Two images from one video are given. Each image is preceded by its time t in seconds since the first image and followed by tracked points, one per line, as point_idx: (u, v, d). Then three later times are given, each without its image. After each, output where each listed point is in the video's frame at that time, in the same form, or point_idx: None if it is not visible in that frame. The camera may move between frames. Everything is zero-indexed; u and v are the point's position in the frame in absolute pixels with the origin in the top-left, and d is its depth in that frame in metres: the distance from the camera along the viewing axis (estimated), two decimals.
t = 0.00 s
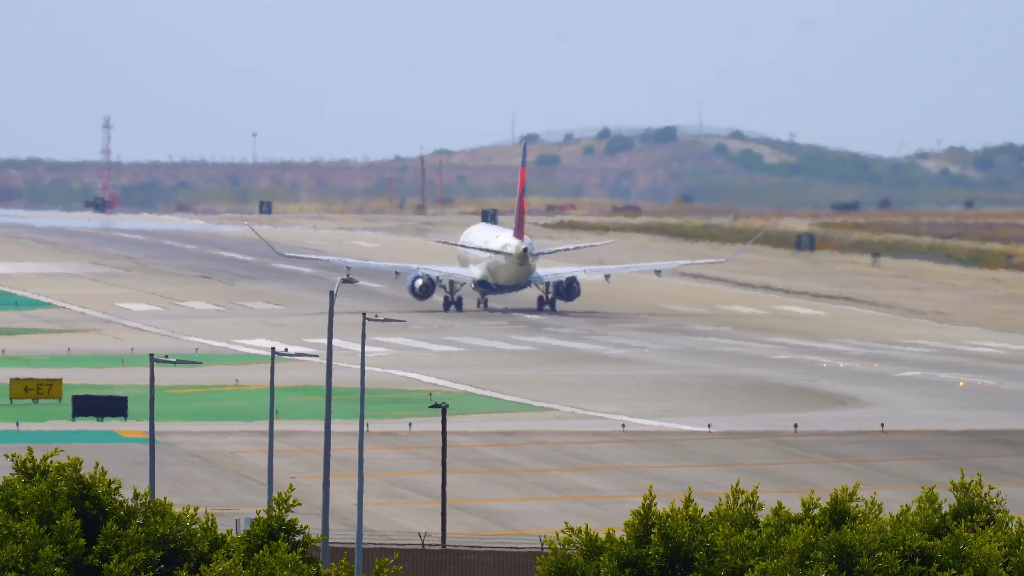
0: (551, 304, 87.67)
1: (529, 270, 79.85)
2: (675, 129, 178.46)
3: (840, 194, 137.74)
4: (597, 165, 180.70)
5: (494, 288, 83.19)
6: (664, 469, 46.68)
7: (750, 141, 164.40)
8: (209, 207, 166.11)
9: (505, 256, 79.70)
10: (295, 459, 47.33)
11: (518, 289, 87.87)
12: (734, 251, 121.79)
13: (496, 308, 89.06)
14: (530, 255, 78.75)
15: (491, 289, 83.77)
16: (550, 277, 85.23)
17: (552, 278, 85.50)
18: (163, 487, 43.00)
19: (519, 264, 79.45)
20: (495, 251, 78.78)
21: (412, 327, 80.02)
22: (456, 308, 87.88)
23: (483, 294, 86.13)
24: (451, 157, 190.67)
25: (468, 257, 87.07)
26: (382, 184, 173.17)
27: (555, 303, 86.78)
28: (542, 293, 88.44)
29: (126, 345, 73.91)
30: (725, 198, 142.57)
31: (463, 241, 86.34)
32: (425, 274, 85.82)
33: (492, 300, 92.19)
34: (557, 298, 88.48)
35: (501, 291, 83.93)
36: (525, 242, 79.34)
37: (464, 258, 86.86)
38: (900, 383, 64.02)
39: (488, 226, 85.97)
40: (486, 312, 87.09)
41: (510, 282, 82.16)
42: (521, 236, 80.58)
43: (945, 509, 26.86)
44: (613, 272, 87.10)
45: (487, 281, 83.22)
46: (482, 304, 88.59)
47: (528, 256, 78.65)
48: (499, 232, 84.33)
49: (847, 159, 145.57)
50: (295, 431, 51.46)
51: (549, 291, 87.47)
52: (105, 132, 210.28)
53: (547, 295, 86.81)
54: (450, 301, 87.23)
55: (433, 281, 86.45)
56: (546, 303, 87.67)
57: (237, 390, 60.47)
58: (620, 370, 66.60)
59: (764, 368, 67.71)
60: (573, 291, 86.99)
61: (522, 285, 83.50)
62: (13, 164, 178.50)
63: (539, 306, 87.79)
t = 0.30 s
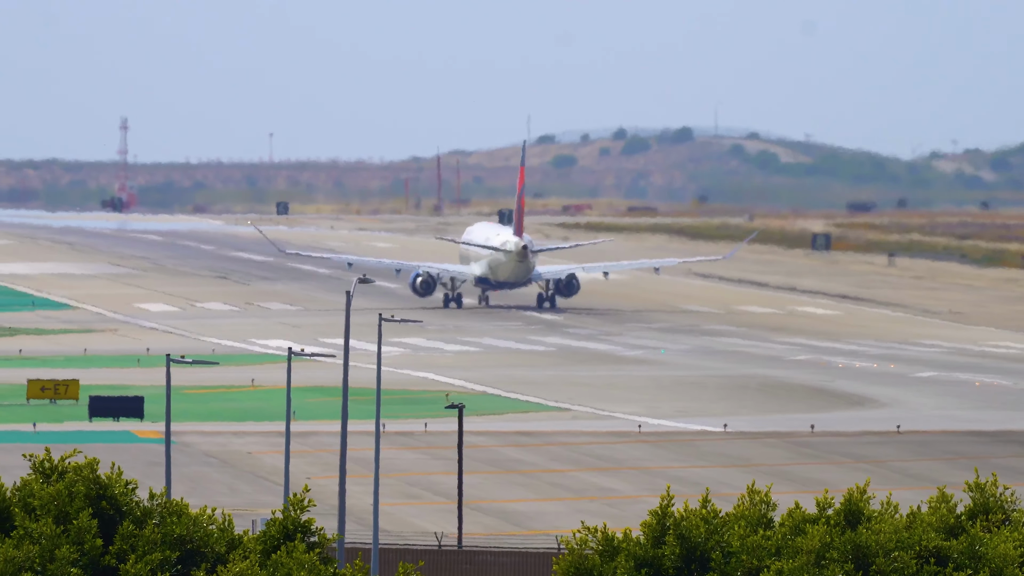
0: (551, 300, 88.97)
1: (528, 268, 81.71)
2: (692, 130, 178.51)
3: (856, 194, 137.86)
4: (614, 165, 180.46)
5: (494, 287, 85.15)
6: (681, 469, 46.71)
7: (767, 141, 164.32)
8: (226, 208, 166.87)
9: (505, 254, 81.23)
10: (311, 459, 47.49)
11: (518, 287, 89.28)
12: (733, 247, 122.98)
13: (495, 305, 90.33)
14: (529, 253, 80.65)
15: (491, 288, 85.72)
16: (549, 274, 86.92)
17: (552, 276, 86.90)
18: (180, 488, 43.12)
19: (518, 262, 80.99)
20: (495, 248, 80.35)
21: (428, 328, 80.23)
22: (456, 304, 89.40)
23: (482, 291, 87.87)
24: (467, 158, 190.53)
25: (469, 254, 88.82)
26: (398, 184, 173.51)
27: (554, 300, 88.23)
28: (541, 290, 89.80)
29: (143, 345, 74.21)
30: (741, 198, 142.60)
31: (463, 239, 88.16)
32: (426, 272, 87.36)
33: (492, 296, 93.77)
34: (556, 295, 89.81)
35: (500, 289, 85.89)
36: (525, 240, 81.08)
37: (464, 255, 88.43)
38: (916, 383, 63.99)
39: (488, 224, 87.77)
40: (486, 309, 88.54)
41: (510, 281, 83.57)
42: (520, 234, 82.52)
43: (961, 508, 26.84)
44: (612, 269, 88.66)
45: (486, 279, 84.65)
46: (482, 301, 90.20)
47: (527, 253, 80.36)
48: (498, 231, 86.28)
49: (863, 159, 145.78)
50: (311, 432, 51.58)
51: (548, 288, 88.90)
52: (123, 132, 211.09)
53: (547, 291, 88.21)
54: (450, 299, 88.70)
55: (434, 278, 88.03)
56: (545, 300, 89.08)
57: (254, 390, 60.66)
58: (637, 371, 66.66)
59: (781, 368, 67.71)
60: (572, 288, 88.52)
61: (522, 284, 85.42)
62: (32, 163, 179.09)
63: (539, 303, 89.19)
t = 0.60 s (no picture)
0: (550, 298, 90.27)
1: (528, 265, 83.04)
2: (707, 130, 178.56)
3: (871, 195, 137.94)
4: (630, 166, 180.36)
5: (492, 285, 86.28)
6: (696, 470, 46.74)
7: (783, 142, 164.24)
8: (242, 208, 167.47)
9: (505, 251, 82.54)
10: (327, 459, 47.64)
11: (519, 285, 90.58)
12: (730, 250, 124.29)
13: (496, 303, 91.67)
14: (528, 250, 82.09)
15: (490, 285, 86.91)
16: (549, 272, 88.06)
17: (551, 274, 88.20)
18: (196, 489, 43.25)
19: (518, 259, 82.31)
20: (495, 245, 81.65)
21: (443, 328, 80.34)
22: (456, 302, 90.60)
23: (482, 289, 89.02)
24: (482, 158, 190.52)
25: (470, 251, 90.10)
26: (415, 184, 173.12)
27: (554, 298, 89.47)
28: (541, 288, 91.07)
29: (159, 346, 74.45)
30: (757, 198, 142.58)
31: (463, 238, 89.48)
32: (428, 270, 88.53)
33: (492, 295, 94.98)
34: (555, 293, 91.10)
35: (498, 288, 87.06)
36: (524, 238, 82.43)
37: (464, 253, 89.69)
38: (932, 383, 63.95)
39: (488, 222, 89.09)
40: (487, 308, 89.92)
41: (508, 278, 84.85)
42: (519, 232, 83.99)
43: (975, 509, 26.85)
44: (609, 267, 89.94)
45: (485, 277, 85.83)
46: (482, 299, 91.35)
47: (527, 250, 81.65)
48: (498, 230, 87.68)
49: (879, 160, 145.94)
50: (327, 433, 51.72)
51: (548, 285, 90.08)
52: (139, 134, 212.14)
53: (546, 289, 89.45)
54: (451, 296, 89.86)
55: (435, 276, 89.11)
56: (545, 298, 90.35)
57: (269, 391, 60.84)
58: (653, 371, 66.69)
59: (797, 369, 67.68)
60: (571, 286, 89.77)
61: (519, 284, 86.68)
62: (49, 164, 180.03)
63: (539, 301, 90.50)
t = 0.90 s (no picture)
0: (547, 297, 91.37)
1: (524, 264, 83.22)
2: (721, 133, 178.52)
3: (885, 198, 138.07)
4: (643, 168, 180.07)
5: (491, 283, 86.58)
6: (710, 472, 46.68)
7: (797, 144, 164.13)
8: (254, 210, 167.46)
9: (501, 251, 82.80)
10: (340, 462, 47.68)
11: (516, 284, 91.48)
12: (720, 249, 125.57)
13: (493, 302, 92.71)
14: (525, 250, 82.19)
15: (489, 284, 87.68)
16: (546, 271, 89.05)
17: (548, 273, 89.24)
18: (209, 490, 43.29)
19: (514, 258, 82.54)
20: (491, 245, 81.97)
21: (456, 330, 80.24)
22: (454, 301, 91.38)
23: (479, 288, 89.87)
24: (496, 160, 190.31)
25: (468, 250, 90.92)
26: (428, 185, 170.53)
27: (551, 297, 90.46)
28: (538, 287, 92.13)
29: (172, 348, 74.53)
30: (771, 200, 142.47)
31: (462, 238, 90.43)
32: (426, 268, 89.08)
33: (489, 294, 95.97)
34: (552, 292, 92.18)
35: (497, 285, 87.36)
36: (521, 237, 82.56)
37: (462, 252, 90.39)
38: (947, 386, 63.78)
39: (486, 222, 90.00)
40: (485, 306, 90.82)
41: (506, 277, 85.24)
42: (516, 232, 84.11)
43: (988, 511, 26.80)
44: (605, 266, 91.08)
45: (483, 276, 86.39)
46: (480, 297, 92.27)
47: (523, 250, 81.81)
48: (497, 229, 88.16)
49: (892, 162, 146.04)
50: (341, 435, 51.74)
51: (545, 284, 91.10)
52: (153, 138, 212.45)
53: (544, 288, 90.48)
54: (448, 295, 90.60)
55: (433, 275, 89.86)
56: (542, 296, 91.40)
57: (283, 393, 60.92)
58: (666, 374, 66.56)
59: (811, 371, 67.54)
60: (568, 285, 90.83)
61: (517, 281, 86.95)
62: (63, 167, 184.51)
63: (536, 300, 91.52)
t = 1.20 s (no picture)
0: (543, 297, 92.77)
1: (520, 264, 84.30)
2: (734, 136, 178.56)
3: (897, 201, 138.26)
4: (655, 170, 179.83)
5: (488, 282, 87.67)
6: (722, 475, 46.68)
7: (809, 147, 164.22)
8: (266, 213, 167.69)
9: (497, 251, 83.92)
10: (352, 464, 47.77)
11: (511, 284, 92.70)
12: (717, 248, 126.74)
13: (488, 302, 93.96)
14: (520, 250, 83.28)
15: (485, 284, 88.70)
16: (542, 271, 90.39)
17: (544, 273, 90.67)
18: (220, 493, 43.37)
19: (510, 258, 83.68)
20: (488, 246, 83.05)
21: (468, 333, 80.31)
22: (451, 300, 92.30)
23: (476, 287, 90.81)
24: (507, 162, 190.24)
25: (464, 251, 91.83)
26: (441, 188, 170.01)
27: (547, 296, 91.88)
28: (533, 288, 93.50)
29: (184, 351, 74.73)
30: (783, 202, 142.49)
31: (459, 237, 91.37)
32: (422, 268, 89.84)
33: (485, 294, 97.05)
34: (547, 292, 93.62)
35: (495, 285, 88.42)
36: (517, 238, 83.66)
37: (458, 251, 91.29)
38: (959, 389, 63.69)
39: (481, 222, 90.89)
40: (481, 305, 92.05)
41: (503, 277, 86.37)
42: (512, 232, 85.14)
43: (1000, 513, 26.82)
44: (600, 265, 92.72)
45: (479, 275, 87.58)
46: (476, 297, 93.42)
47: (519, 251, 82.95)
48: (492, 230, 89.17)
49: (905, 164, 146.14)
50: (352, 437, 51.83)
51: (541, 284, 92.46)
52: (166, 141, 213.11)
53: (539, 288, 91.89)
54: (444, 295, 91.44)
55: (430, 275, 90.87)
56: (538, 296, 92.74)
57: (294, 395, 61.04)
58: (678, 376, 66.55)
59: (823, 374, 67.49)
60: (564, 284, 92.41)
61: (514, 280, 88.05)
62: (75, 171, 186.14)
63: (532, 300, 92.80)
